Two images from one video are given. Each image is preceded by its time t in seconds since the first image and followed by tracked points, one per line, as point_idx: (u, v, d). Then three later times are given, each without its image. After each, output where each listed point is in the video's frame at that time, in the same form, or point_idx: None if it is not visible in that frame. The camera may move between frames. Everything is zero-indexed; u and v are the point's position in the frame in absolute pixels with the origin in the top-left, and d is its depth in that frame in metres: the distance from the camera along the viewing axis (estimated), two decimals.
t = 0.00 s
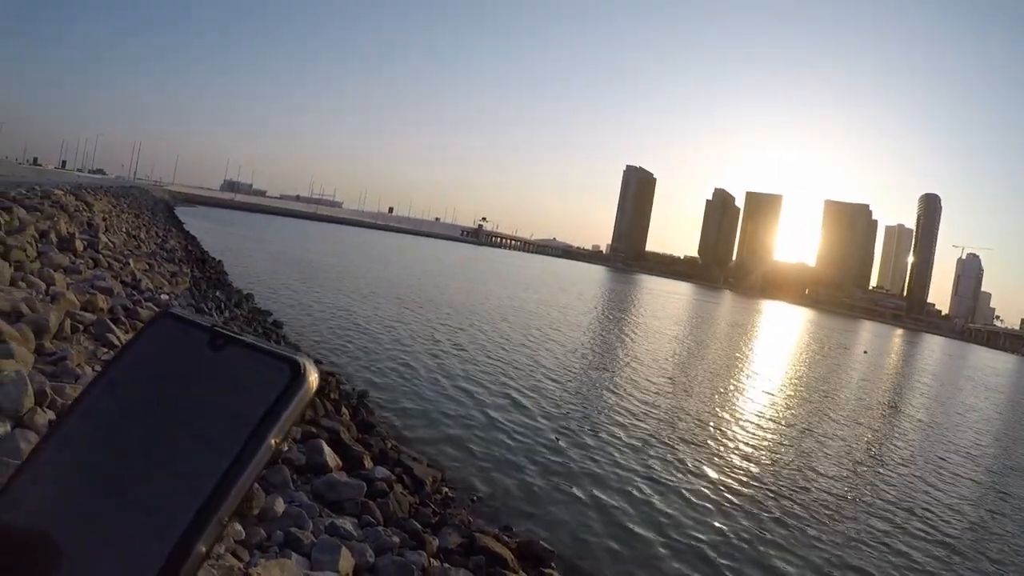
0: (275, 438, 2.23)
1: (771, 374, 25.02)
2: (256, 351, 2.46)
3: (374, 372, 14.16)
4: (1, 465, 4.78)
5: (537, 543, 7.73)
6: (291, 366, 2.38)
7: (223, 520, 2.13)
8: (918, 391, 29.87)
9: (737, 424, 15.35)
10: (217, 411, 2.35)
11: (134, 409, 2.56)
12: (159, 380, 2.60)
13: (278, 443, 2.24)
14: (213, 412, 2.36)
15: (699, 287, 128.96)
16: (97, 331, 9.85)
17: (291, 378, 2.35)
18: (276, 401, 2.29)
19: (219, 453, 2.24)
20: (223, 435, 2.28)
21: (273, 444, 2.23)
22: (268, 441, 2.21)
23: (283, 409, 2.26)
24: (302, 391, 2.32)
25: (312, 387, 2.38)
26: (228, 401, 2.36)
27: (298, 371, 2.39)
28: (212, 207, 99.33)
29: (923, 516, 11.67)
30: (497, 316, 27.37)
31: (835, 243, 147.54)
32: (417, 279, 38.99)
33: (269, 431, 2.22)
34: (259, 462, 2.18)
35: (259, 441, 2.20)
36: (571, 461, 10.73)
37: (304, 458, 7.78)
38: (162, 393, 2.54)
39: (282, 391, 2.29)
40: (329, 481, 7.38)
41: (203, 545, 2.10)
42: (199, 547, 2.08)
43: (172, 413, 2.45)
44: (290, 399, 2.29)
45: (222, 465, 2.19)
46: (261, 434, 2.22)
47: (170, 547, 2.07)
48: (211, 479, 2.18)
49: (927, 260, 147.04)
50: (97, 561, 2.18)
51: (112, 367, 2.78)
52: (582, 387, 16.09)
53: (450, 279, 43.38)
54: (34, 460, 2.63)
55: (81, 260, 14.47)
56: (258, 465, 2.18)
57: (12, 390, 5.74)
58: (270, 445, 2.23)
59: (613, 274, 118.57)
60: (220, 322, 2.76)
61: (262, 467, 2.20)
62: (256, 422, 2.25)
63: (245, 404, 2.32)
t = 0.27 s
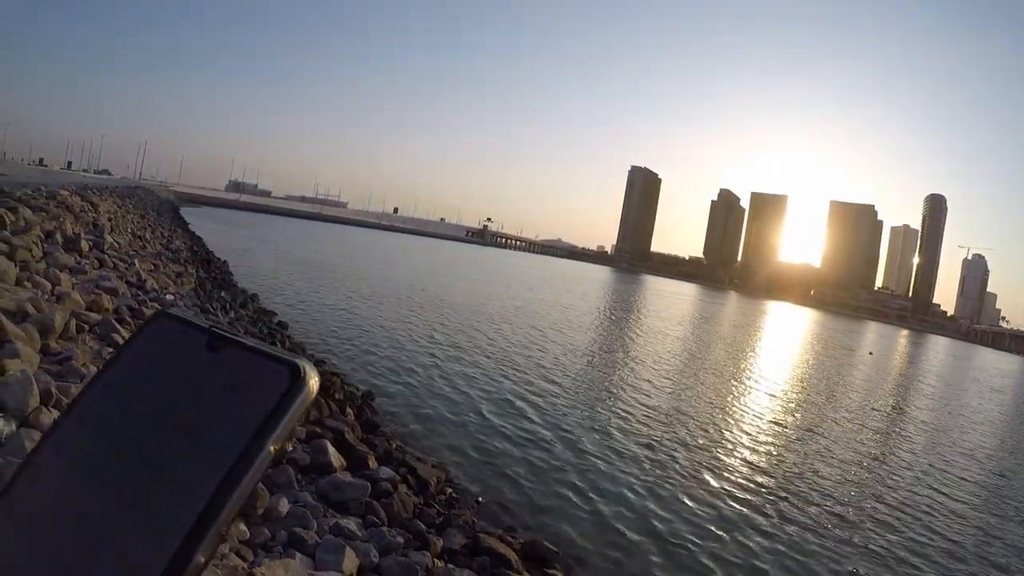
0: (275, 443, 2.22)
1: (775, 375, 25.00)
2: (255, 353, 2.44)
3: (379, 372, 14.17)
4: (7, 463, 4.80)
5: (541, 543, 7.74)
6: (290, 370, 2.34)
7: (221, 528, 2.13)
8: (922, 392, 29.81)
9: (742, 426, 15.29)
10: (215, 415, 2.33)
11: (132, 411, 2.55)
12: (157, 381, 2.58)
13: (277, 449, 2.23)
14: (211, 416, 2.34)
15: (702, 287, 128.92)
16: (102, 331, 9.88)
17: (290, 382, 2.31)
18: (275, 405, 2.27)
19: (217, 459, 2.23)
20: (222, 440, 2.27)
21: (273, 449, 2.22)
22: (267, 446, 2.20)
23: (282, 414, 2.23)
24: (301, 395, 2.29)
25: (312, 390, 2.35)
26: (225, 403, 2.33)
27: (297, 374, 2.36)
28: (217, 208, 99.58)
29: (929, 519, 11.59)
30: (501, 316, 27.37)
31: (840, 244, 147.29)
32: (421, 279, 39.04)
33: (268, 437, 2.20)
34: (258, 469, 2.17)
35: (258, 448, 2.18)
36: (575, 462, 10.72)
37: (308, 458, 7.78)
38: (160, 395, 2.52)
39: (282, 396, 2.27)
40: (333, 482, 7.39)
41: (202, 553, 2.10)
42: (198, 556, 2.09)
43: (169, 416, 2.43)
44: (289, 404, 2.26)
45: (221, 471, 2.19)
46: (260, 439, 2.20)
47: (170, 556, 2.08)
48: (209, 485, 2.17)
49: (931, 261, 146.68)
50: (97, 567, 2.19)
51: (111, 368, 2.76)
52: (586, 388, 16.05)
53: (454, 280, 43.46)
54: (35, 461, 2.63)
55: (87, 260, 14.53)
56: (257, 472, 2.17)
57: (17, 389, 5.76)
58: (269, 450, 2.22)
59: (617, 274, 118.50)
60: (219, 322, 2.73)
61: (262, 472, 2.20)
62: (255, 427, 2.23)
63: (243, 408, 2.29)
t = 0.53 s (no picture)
0: (268, 441, 2.19)
1: (773, 376, 25.03)
2: (248, 349, 2.41)
3: (376, 372, 14.16)
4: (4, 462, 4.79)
5: (538, 544, 7.73)
6: (285, 366, 2.31)
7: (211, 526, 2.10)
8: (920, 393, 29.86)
9: (740, 427, 15.27)
10: (209, 412, 2.31)
11: (127, 409, 2.53)
12: (152, 379, 2.56)
13: (270, 446, 2.20)
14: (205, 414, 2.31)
15: (701, 288, 129.02)
16: (100, 330, 9.86)
17: (284, 378, 2.28)
18: (268, 402, 2.23)
19: (210, 456, 2.20)
20: (215, 438, 2.24)
21: (265, 447, 2.19)
22: (259, 444, 2.17)
23: (276, 411, 2.20)
24: (295, 391, 2.26)
25: (307, 386, 2.32)
26: (218, 401, 2.31)
27: (292, 370, 2.33)
28: (215, 207, 99.59)
29: (927, 520, 11.58)
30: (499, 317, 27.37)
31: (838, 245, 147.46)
32: (419, 279, 39.06)
33: (260, 434, 2.17)
34: (250, 466, 2.14)
35: (250, 445, 2.16)
36: (573, 462, 10.72)
37: (305, 459, 7.77)
38: (156, 392, 2.51)
39: (275, 393, 2.23)
40: (331, 482, 7.37)
41: (193, 553, 2.07)
42: (189, 556, 2.06)
43: (163, 414, 2.41)
44: (283, 401, 2.23)
45: (213, 469, 2.16)
46: (252, 437, 2.17)
47: (160, 555, 2.05)
48: (200, 483, 2.15)
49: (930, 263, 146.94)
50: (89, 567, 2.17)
51: (108, 364, 2.75)
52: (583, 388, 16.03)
53: (453, 280, 43.45)
54: (32, 460, 2.63)
55: (85, 259, 14.50)
56: (249, 470, 2.14)
57: (15, 388, 5.75)
58: (261, 448, 2.19)
59: (616, 275, 118.52)
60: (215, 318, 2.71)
61: (253, 470, 2.17)
62: (249, 423, 2.20)
63: (236, 404, 2.27)
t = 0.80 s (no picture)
0: (259, 437, 2.16)
1: (768, 376, 25.10)
2: (239, 344, 2.37)
3: (371, 372, 14.12)
4: None
5: (533, 543, 7.73)
6: (277, 362, 2.27)
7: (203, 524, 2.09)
8: (913, 393, 30.01)
9: (734, 428, 15.27)
10: (199, 409, 2.29)
11: (118, 406, 2.51)
12: (144, 374, 2.54)
13: (261, 442, 2.17)
14: (196, 410, 2.29)
15: (697, 288, 129.27)
16: (94, 329, 9.82)
17: (276, 374, 2.24)
18: (259, 398, 2.20)
19: (200, 455, 2.18)
20: (206, 434, 2.22)
21: (257, 444, 2.16)
22: (251, 441, 2.14)
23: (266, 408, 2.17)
24: (286, 386, 2.22)
25: (299, 382, 2.29)
26: (209, 398, 2.28)
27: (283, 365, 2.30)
28: (210, 206, 99.30)
29: (921, 521, 11.60)
30: (494, 316, 27.36)
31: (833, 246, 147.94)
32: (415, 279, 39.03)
33: (251, 431, 2.15)
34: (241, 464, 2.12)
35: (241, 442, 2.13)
36: (568, 462, 10.72)
37: (300, 458, 7.76)
38: (146, 390, 2.48)
39: (266, 389, 2.20)
40: (325, 481, 7.36)
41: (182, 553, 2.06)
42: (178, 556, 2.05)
43: (155, 411, 2.39)
44: (274, 397, 2.20)
45: (203, 467, 2.14)
46: (243, 434, 2.15)
47: (150, 554, 2.04)
48: (191, 480, 2.13)
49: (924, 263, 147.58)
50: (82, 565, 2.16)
51: (99, 360, 2.73)
52: (578, 388, 16.02)
53: (448, 279, 43.43)
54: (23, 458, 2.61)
55: (79, 258, 14.43)
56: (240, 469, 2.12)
57: (9, 387, 5.72)
58: (253, 444, 2.16)
59: (612, 275, 118.66)
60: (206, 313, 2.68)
61: (244, 468, 2.14)
62: (239, 421, 2.18)
63: (228, 401, 2.24)
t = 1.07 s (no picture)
0: (263, 433, 2.14)
1: (766, 376, 25.14)
2: (242, 337, 2.35)
3: (370, 369, 14.12)
4: None
5: (531, 541, 7.75)
6: (280, 355, 2.24)
7: (206, 522, 2.07)
8: (911, 393, 30.09)
9: (731, 426, 15.27)
10: (202, 405, 2.27)
11: (121, 400, 2.50)
12: (147, 367, 2.53)
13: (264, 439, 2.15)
14: (198, 406, 2.28)
15: (695, 287, 129.41)
16: (93, 325, 9.81)
17: (279, 367, 2.22)
18: (262, 393, 2.18)
19: (203, 450, 2.16)
20: (208, 430, 2.20)
21: (260, 439, 2.14)
22: (253, 438, 2.12)
23: (269, 403, 2.14)
24: (290, 381, 2.20)
25: (302, 376, 2.26)
26: (213, 393, 2.27)
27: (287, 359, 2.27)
28: (209, 203, 99.24)
29: (918, 521, 11.60)
30: (493, 315, 27.38)
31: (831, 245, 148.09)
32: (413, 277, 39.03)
33: (255, 427, 2.13)
34: (245, 460, 2.10)
35: (244, 439, 2.11)
36: (566, 461, 10.72)
37: (298, 455, 7.76)
38: (149, 385, 2.47)
39: (270, 383, 2.18)
40: (324, 479, 7.36)
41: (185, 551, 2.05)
42: (181, 555, 2.04)
43: (157, 406, 2.38)
44: (277, 391, 2.17)
45: (206, 463, 2.12)
46: (245, 431, 2.12)
47: (153, 552, 2.03)
48: (194, 478, 2.11)
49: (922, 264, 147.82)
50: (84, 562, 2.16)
51: (103, 353, 2.73)
52: (577, 387, 16.01)
53: (447, 277, 43.46)
54: (28, 452, 2.62)
55: (78, 254, 14.42)
56: (244, 465, 2.10)
57: (9, 383, 5.72)
58: (256, 441, 2.14)
59: (610, 274, 118.77)
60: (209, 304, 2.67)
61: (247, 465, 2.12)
62: (241, 417, 2.16)
63: (232, 396, 2.22)
